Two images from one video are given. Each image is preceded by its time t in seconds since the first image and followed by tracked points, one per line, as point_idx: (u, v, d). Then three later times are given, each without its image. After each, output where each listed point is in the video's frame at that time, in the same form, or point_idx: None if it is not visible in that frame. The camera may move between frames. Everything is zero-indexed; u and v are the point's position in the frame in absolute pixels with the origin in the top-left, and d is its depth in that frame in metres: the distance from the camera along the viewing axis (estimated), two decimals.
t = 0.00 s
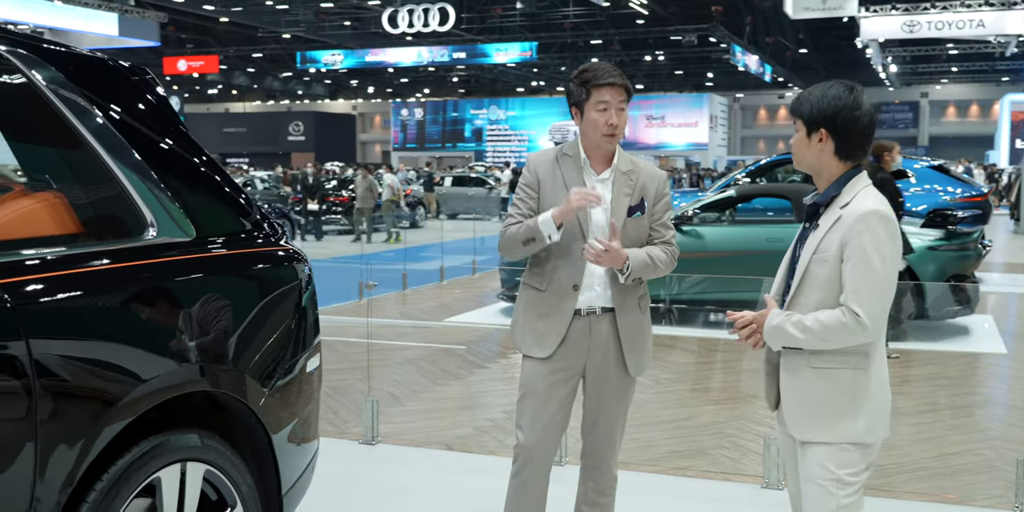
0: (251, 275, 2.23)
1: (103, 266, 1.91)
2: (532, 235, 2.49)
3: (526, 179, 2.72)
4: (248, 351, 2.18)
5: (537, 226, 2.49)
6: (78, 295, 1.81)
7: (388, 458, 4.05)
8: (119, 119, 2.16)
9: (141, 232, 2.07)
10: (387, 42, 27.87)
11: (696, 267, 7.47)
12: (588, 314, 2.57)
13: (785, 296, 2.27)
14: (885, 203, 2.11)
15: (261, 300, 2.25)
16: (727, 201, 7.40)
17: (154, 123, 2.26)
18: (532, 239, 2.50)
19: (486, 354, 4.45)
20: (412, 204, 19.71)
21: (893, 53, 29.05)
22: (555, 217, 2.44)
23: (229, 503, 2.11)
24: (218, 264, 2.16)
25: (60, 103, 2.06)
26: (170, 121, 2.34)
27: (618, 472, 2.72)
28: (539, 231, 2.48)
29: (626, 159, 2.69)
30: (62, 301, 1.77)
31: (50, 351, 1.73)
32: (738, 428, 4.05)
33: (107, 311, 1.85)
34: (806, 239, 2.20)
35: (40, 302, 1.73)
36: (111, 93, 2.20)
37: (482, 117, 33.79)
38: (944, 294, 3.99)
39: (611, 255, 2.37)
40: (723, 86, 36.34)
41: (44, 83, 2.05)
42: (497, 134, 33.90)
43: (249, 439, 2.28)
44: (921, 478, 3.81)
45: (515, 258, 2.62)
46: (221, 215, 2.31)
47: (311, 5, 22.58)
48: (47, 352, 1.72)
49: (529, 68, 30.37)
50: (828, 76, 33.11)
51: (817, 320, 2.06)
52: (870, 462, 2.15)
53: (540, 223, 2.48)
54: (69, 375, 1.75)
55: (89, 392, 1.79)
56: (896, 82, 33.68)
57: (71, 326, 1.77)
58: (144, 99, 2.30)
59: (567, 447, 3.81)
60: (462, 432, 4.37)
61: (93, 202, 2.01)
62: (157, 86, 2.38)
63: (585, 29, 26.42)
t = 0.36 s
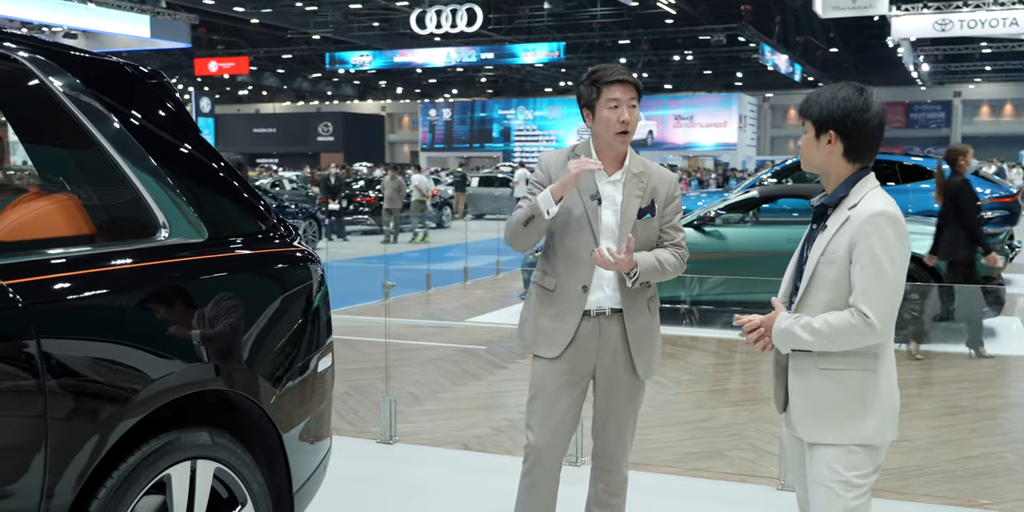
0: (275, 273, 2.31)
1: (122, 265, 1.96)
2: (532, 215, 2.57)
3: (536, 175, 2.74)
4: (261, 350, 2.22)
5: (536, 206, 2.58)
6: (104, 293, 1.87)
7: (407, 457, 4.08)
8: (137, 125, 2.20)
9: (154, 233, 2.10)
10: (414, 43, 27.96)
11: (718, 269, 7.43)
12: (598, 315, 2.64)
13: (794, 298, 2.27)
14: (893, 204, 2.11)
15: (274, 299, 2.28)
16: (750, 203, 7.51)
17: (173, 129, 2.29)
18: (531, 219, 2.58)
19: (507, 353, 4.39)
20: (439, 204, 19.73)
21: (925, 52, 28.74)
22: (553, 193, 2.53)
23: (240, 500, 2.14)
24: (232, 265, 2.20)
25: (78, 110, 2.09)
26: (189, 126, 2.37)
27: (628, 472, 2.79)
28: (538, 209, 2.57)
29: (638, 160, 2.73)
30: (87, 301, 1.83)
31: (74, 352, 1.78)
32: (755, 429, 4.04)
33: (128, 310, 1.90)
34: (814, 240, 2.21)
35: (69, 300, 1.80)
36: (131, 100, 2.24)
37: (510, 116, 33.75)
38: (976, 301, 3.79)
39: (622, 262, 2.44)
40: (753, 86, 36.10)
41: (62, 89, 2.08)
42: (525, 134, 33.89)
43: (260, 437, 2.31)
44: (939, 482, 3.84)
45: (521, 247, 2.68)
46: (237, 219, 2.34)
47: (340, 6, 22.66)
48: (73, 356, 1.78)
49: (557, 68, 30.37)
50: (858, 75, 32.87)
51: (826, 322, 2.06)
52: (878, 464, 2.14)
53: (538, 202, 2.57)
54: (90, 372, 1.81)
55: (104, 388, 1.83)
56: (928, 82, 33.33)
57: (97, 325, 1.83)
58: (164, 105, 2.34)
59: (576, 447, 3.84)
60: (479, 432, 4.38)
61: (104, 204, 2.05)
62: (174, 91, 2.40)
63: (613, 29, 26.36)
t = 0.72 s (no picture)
0: (286, 274, 2.35)
1: (141, 267, 2.01)
2: (535, 213, 2.62)
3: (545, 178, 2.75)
4: (270, 352, 2.25)
5: (538, 203, 2.61)
6: (126, 295, 1.92)
7: (422, 459, 4.10)
8: (153, 132, 2.23)
9: (163, 235, 2.13)
10: (440, 44, 27.98)
11: (737, 271, 7.40)
12: (607, 318, 2.64)
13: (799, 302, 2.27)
14: (899, 209, 2.10)
15: (284, 302, 2.31)
16: (770, 204, 7.51)
17: (190, 135, 2.33)
18: (534, 216, 2.62)
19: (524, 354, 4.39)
20: (463, 205, 19.71)
21: (955, 52, 28.41)
22: (555, 189, 2.55)
23: (248, 500, 2.17)
24: (245, 267, 2.23)
25: (94, 115, 2.12)
26: (206, 132, 2.40)
27: (637, 475, 2.80)
28: (540, 206, 2.60)
29: (646, 163, 2.74)
30: (108, 301, 1.88)
31: (93, 355, 1.83)
32: (770, 433, 4.01)
33: (144, 313, 1.94)
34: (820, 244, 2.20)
35: (92, 300, 1.85)
36: (148, 106, 2.27)
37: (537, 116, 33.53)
38: (1000, 303, 3.78)
39: (631, 264, 2.44)
40: (780, 86, 35.84)
41: (77, 98, 2.10)
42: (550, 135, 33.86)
43: (269, 440, 2.34)
44: (955, 487, 3.82)
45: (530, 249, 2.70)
46: (251, 221, 2.37)
47: (366, 7, 22.66)
48: (91, 359, 1.82)
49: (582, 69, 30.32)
50: (886, 75, 32.58)
51: (829, 326, 2.06)
52: (882, 469, 2.15)
53: (540, 200, 2.61)
54: (104, 373, 1.85)
55: (114, 389, 1.86)
56: (958, 82, 32.98)
57: (114, 328, 1.88)
58: (182, 111, 2.37)
59: (586, 449, 3.87)
60: (494, 434, 4.39)
61: (114, 208, 2.07)
62: (186, 93, 2.41)
63: (639, 29, 26.26)
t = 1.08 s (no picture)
0: (299, 275, 2.37)
1: (160, 268, 2.06)
2: (573, 266, 2.58)
3: (558, 181, 2.75)
4: (282, 352, 2.27)
5: (577, 258, 2.56)
6: (144, 295, 1.96)
7: (437, 459, 4.11)
8: (171, 137, 2.26)
9: (176, 236, 2.16)
10: (465, 43, 27.99)
11: (757, 271, 7.37)
12: (618, 321, 2.64)
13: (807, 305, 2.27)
14: (909, 213, 2.09)
15: (296, 302, 2.34)
16: (793, 205, 7.37)
17: (207, 140, 2.36)
18: (572, 267, 2.58)
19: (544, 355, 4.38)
20: (488, 205, 19.69)
21: (986, 49, 28.07)
22: (596, 253, 2.51)
23: (257, 500, 2.20)
24: (258, 268, 2.26)
25: (110, 122, 2.15)
26: (221, 137, 2.43)
27: (647, 477, 2.81)
28: (580, 266, 2.56)
29: (658, 164, 2.75)
30: (131, 301, 1.93)
31: (110, 355, 1.86)
32: (787, 436, 3.98)
33: (157, 313, 1.97)
34: (828, 246, 2.20)
35: (115, 301, 1.90)
36: (166, 112, 2.30)
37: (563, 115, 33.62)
38: None
39: (639, 261, 2.46)
40: (807, 85, 35.58)
41: (95, 103, 2.13)
42: (575, 135, 33.85)
43: (279, 439, 2.36)
44: (975, 490, 3.76)
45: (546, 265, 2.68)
46: (264, 223, 2.41)
47: (392, 8, 22.72)
48: (107, 359, 1.85)
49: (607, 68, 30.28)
50: (916, 73, 32.26)
51: (836, 330, 2.06)
52: (888, 473, 2.15)
53: (580, 256, 2.56)
54: (118, 372, 1.87)
55: (127, 387, 1.88)
56: (989, 81, 32.59)
57: (129, 328, 1.91)
58: (199, 117, 2.40)
59: (599, 451, 3.88)
60: (510, 435, 4.39)
61: (126, 210, 2.10)
62: (200, 98, 2.44)
63: (664, 29, 26.17)
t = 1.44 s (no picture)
0: (318, 274, 2.39)
1: (184, 267, 2.09)
2: (588, 267, 2.59)
3: (576, 183, 2.76)
4: (300, 351, 2.29)
5: (592, 260, 2.58)
6: (166, 294, 1.99)
7: (457, 458, 4.12)
8: (193, 139, 2.29)
9: (194, 237, 2.18)
10: (491, 44, 27.99)
11: (780, 272, 7.33)
12: (636, 321, 2.64)
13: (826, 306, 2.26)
14: (928, 214, 2.08)
15: (314, 301, 2.36)
16: (817, 205, 7.40)
17: (228, 142, 2.39)
18: (587, 268, 2.59)
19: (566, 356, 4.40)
20: (512, 205, 19.63)
21: (1017, 49, 27.71)
22: (609, 257, 2.52)
23: (274, 498, 2.22)
24: (278, 267, 2.28)
25: (132, 124, 2.17)
26: (241, 139, 2.45)
27: (665, 478, 2.81)
28: (595, 268, 2.57)
29: (675, 164, 2.75)
30: (154, 300, 1.96)
31: (131, 354, 1.88)
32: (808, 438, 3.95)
33: (177, 312, 1.99)
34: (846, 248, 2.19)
35: (140, 299, 1.93)
36: (188, 115, 2.33)
37: (588, 115, 33.59)
38: None
39: (653, 264, 2.45)
40: (835, 85, 35.26)
41: (117, 106, 2.16)
42: (600, 135, 33.77)
43: (296, 438, 2.37)
44: (998, 494, 3.71)
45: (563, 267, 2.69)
46: (283, 223, 2.43)
47: (418, 8, 22.73)
48: (127, 357, 1.88)
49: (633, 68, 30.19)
50: (946, 72, 31.89)
51: (854, 332, 2.04)
52: (906, 475, 2.14)
53: (595, 258, 2.57)
54: (139, 371, 1.89)
55: (147, 386, 1.91)
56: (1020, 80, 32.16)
57: (150, 327, 1.93)
58: (220, 120, 2.43)
59: (618, 451, 3.88)
60: (529, 435, 4.37)
61: (145, 210, 2.13)
62: (220, 99, 2.46)
63: (690, 28, 26.05)
